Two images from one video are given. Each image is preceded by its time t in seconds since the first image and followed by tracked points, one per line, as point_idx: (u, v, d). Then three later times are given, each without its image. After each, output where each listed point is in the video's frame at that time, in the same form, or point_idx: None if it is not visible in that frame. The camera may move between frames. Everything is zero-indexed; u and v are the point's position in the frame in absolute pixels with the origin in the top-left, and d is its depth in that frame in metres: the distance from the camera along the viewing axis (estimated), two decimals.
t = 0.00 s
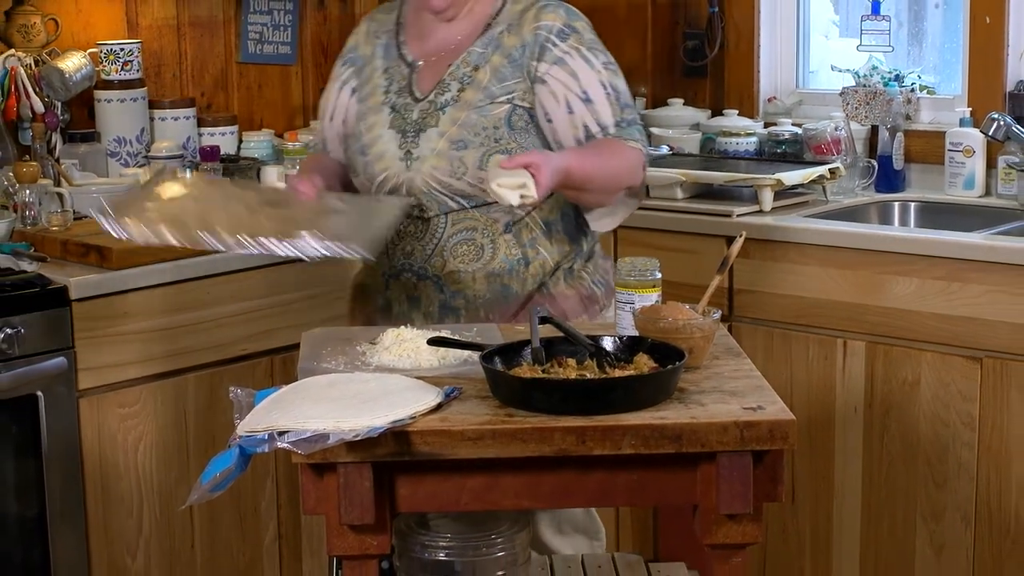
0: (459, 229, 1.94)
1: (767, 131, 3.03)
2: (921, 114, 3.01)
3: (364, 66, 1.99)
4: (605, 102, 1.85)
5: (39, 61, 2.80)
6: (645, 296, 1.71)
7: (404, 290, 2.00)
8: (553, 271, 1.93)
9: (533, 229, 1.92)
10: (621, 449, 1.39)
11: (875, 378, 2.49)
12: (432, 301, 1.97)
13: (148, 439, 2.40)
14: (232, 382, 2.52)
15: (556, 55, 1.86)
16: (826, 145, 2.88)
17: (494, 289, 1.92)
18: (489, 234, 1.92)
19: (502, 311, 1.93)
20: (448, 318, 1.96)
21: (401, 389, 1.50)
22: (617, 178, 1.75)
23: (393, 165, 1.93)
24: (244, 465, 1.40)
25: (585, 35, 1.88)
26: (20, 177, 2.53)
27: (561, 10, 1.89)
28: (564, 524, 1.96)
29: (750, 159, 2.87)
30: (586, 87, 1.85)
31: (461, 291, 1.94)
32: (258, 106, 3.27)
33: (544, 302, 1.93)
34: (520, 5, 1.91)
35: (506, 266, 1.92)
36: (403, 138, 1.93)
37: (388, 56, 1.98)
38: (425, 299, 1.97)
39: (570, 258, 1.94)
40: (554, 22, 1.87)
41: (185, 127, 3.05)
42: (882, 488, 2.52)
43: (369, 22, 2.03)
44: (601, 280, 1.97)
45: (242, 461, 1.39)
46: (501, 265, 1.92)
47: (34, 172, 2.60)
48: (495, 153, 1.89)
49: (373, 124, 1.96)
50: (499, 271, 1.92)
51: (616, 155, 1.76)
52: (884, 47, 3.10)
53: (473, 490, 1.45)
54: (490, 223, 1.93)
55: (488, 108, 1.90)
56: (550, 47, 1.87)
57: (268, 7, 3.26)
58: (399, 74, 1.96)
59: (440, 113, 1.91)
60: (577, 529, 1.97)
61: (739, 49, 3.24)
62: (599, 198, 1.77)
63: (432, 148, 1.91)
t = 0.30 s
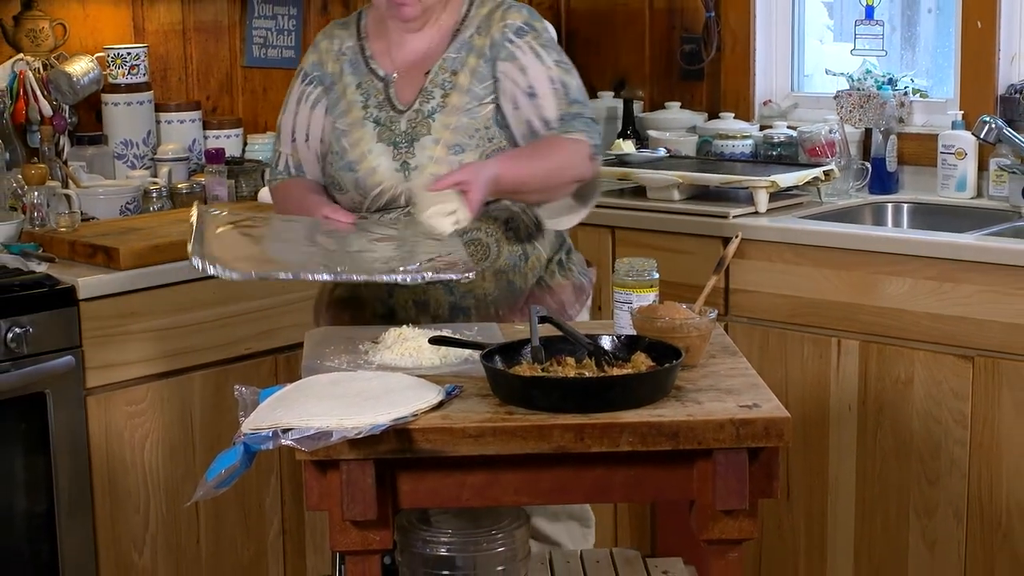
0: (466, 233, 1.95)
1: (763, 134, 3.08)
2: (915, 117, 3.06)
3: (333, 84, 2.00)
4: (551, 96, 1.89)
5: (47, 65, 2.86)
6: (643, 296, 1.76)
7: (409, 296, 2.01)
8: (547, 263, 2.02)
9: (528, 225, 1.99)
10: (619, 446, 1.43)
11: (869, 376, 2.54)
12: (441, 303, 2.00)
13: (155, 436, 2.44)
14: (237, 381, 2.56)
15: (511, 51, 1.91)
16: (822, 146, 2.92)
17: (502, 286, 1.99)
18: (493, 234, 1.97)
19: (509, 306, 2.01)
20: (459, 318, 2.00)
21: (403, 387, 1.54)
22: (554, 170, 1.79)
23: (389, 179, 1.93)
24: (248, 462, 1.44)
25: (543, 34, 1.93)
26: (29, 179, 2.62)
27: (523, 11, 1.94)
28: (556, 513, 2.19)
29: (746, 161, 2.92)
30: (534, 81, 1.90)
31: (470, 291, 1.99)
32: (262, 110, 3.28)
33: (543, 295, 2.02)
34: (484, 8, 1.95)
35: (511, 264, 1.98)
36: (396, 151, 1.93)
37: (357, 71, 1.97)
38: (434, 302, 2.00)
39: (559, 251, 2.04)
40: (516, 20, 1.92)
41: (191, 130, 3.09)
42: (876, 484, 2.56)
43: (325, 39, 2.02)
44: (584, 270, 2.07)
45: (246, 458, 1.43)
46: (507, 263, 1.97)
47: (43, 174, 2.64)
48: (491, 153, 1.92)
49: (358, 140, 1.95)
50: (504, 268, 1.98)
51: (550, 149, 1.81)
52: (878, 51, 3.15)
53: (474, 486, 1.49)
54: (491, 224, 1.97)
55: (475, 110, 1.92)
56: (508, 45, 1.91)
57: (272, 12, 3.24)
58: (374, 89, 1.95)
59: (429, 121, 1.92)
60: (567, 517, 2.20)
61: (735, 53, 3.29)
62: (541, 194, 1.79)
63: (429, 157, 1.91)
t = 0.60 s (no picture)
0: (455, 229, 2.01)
1: (759, 136, 3.11)
2: (908, 120, 3.11)
3: (323, 90, 2.06)
4: (478, 85, 1.86)
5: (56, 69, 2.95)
6: (641, 296, 1.82)
7: (405, 294, 2.06)
8: (538, 254, 2.07)
9: (517, 218, 2.03)
10: (618, 443, 1.47)
11: (863, 375, 2.58)
12: (436, 299, 2.05)
13: (161, 433, 2.48)
14: (242, 379, 2.61)
15: (464, 44, 1.91)
16: (817, 149, 2.95)
17: (496, 280, 2.04)
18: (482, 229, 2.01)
19: (504, 300, 2.06)
20: (454, 313, 2.06)
21: (405, 385, 1.58)
22: (446, 158, 1.70)
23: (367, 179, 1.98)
24: (253, 460, 1.47)
25: (503, 28, 1.90)
26: (37, 181, 2.62)
27: (492, 7, 1.93)
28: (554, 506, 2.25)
29: (742, 163, 2.96)
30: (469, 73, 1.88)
31: (464, 286, 2.04)
32: (267, 112, 3.33)
33: (537, 289, 2.07)
34: (460, 7, 1.96)
35: (503, 258, 2.03)
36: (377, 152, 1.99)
37: (343, 76, 2.03)
38: (430, 299, 2.05)
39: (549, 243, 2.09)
40: (479, 16, 1.92)
41: (196, 132, 3.12)
42: (870, 481, 2.61)
43: (314, 44, 2.08)
44: (573, 266, 2.13)
45: (251, 455, 1.46)
46: (498, 257, 2.02)
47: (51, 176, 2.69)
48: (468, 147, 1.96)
49: (345, 145, 2.02)
50: (497, 263, 2.03)
51: (443, 137, 1.72)
52: (871, 55, 3.19)
53: (476, 482, 1.53)
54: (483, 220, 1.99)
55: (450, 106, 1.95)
56: (465, 38, 1.91)
57: (276, 16, 3.30)
58: (359, 94, 2.01)
59: (408, 120, 1.96)
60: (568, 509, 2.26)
61: (731, 57, 3.34)
62: (436, 184, 1.70)
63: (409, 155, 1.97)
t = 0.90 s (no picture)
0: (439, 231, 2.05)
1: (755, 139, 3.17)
2: (900, 123, 3.16)
3: (316, 97, 2.14)
4: (445, 81, 1.90)
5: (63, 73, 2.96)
6: (638, 296, 1.86)
7: (395, 295, 2.11)
8: (526, 250, 2.11)
9: (503, 216, 2.07)
10: (616, 441, 1.52)
11: (856, 373, 2.63)
12: (424, 300, 2.09)
13: (165, 431, 2.53)
14: (247, 377, 2.66)
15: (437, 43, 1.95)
16: (811, 151, 3.03)
17: (482, 278, 2.09)
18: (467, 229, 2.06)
19: (491, 296, 2.11)
20: (444, 313, 2.10)
21: (407, 383, 1.63)
22: (409, 153, 1.70)
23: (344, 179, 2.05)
24: (258, 457, 1.51)
25: (475, 27, 1.94)
26: (46, 183, 2.67)
27: (468, 9, 1.98)
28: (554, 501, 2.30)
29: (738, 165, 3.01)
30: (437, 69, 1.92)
31: (451, 286, 2.09)
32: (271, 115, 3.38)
33: (529, 285, 2.13)
34: (442, 9, 2.01)
35: (488, 256, 2.08)
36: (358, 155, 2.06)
37: (332, 82, 2.11)
38: (419, 300, 2.09)
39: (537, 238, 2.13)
40: (454, 17, 1.97)
41: (202, 135, 3.18)
42: (863, 478, 2.66)
43: (309, 52, 2.16)
44: (570, 263, 2.20)
45: (254, 452, 1.50)
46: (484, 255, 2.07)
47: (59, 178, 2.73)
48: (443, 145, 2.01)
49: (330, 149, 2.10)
50: (482, 262, 2.08)
51: (403, 132, 1.72)
52: (865, 59, 3.24)
53: (477, 478, 1.58)
54: (467, 221, 2.04)
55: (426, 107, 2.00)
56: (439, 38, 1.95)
57: (280, 21, 3.35)
58: (345, 99, 2.09)
59: (387, 123, 2.02)
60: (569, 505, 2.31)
61: (727, 61, 3.38)
62: (395, 180, 1.69)
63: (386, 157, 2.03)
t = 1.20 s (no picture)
0: (434, 229, 2.11)
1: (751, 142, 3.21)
2: (894, 126, 3.20)
3: (317, 99, 2.19)
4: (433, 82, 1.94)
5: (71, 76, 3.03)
6: (636, 296, 1.91)
7: (393, 293, 2.16)
8: (524, 249, 2.15)
9: (498, 215, 2.12)
10: (614, 438, 1.56)
11: (850, 372, 2.67)
12: (421, 298, 2.13)
13: (171, 429, 2.57)
14: (252, 375, 2.70)
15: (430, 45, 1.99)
16: (806, 154, 3.07)
17: (477, 276, 2.13)
18: (462, 227, 2.11)
19: (487, 295, 2.15)
20: (440, 311, 2.14)
21: (409, 381, 1.67)
22: (379, 147, 1.74)
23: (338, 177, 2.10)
24: (262, 453, 1.55)
25: (464, 27, 1.98)
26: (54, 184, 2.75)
27: (461, 10, 2.01)
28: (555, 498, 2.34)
29: (734, 168, 3.05)
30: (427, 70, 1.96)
31: (446, 284, 2.13)
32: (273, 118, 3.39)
33: (527, 284, 2.16)
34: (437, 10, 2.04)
35: (483, 254, 2.12)
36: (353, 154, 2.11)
37: (333, 85, 2.16)
38: (416, 298, 2.14)
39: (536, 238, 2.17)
40: (445, 18, 2.00)
41: (207, 138, 3.23)
42: (857, 476, 2.70)
43: (313, 56, 2.22)
44: (569, 263, 2.24)
45: (259, 449, 1.55)
46: (478, 253, 2.12)
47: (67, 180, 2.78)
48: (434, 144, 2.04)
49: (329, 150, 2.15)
50: (477, 260, 2.12)
51: (381, 127, 1.77)
52: (858, 63, 3.29)
53: (478, 476, 1.62)
54: (462, 219, 2.10)
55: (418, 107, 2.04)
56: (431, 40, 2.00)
57: (284, 25, 3.36)
58: (344, 101, 2.14)
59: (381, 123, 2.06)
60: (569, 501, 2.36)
61: (723, 64, 3.43)
62: (364, 172, 1.74)
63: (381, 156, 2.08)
